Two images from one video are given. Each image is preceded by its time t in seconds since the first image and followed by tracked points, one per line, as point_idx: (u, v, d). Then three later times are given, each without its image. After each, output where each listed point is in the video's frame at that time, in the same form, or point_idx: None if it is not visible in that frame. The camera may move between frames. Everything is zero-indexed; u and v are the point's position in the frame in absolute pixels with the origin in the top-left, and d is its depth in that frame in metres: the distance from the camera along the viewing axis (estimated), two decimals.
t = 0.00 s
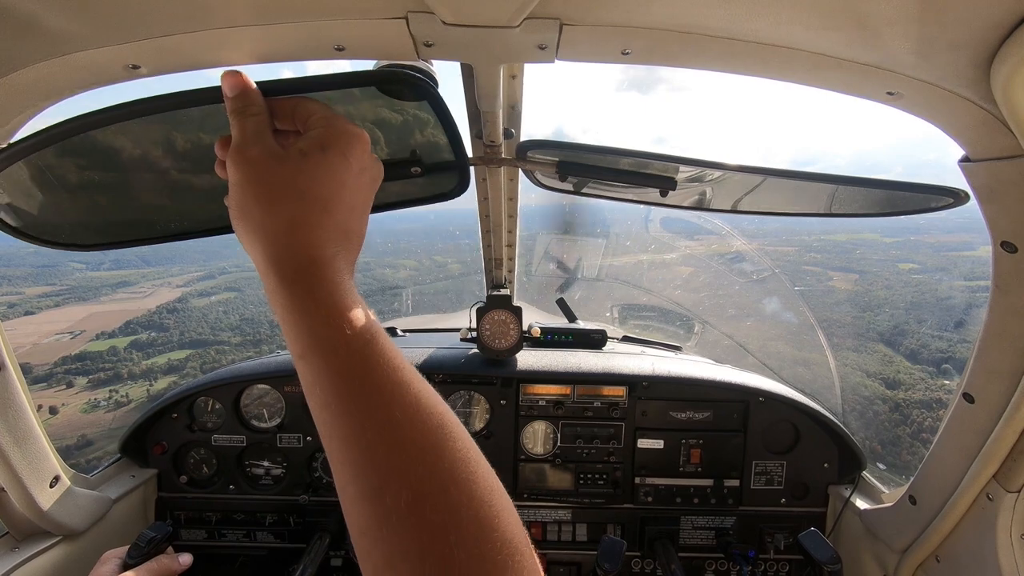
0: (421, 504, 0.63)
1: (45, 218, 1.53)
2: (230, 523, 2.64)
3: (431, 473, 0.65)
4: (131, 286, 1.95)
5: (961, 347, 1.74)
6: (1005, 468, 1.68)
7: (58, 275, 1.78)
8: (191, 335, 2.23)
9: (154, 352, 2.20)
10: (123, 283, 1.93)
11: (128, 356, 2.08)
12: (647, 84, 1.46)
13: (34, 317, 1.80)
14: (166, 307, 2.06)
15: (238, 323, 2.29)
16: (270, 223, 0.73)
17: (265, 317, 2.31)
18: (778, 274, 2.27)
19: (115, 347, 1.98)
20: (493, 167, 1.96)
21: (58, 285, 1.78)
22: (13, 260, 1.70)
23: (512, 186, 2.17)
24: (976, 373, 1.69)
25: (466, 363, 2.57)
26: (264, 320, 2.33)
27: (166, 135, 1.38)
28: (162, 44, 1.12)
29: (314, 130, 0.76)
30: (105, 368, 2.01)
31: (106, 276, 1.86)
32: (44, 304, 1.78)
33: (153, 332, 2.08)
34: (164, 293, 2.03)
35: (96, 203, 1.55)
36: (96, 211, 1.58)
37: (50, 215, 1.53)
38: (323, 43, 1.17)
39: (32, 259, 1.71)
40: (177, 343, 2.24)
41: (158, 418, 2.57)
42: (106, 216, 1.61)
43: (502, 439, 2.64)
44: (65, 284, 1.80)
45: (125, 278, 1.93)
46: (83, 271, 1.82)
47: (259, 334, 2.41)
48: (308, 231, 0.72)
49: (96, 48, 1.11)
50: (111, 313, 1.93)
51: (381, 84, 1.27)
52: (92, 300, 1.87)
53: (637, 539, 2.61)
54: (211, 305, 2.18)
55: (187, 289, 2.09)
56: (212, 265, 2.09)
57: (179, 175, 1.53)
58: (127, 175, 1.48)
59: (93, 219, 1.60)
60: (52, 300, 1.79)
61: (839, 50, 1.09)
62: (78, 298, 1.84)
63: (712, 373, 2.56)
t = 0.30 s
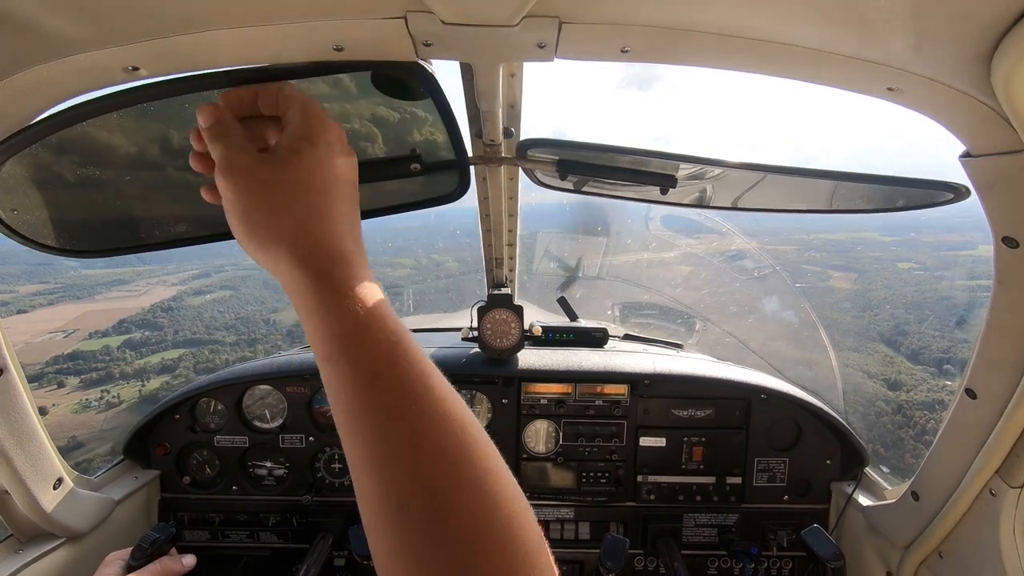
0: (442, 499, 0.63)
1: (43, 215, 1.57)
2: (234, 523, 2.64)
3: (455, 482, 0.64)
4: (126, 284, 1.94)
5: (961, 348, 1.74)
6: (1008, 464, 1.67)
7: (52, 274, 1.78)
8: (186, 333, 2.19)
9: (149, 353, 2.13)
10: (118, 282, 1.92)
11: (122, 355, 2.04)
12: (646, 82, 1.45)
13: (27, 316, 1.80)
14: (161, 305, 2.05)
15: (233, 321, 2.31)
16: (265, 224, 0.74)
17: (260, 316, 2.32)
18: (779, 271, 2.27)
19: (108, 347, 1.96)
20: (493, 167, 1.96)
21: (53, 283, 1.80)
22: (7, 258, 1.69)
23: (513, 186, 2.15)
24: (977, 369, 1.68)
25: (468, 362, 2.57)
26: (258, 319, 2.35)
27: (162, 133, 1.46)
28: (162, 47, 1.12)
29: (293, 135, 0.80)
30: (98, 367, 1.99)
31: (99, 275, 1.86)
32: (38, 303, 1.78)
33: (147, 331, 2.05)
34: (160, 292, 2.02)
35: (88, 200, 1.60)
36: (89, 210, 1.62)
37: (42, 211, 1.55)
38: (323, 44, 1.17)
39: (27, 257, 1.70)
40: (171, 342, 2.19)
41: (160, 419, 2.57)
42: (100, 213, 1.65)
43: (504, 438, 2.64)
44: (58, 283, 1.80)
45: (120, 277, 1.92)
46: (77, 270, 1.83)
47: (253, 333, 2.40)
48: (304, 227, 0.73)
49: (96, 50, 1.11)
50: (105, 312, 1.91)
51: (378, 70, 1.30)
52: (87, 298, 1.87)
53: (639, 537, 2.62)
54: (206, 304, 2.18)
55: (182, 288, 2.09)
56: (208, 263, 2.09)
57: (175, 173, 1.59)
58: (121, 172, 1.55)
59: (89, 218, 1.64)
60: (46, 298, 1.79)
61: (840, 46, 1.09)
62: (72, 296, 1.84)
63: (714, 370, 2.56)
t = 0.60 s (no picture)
0: None
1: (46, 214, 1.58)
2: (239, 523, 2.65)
3: None
4: (121, 280, 1.99)
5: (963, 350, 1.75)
6: (1014, 460, 1.67)
7: (47, 271, 1.81)
8: (180, 331, 2.15)
9: (141, 351, 2.04)
10: (112, 279, 1.97)
11: (115, 355, 1.96)
12: (647, 79, 1.45)
13: (17, 313, 1.76)
14: (155, 303, 2.04)
15: (227, 320, 2.26)
16: None
17: (255, 314, 2.31)
18: (782, 269, 2.28)
19: (100, 346, 1.90)
20: (494, 166, 1.95)
21: (46, 279, 1.80)
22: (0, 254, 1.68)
23: (513, 184, 2.13)
24: (982, 366, 1.67)
25: (470, 362, 2.56)
26: (252, 317, 2.32)
27: (158, 130, 1.44)
28: (164, 48, 1.12)
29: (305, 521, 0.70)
30: (88, 366, 1.91)
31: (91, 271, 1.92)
32: (30, 301, 1.76)
33: (140, 329, 2.00)
34: (154, 289, 2.04)
35: (87, 198, 1.61)
36: (87, 209, 1.65)
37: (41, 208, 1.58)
38: (325, 44, 1.17)
39: (21, 254, 1.72)
40: (164, 340, 2.13)
41: (164, 420, 2.58)
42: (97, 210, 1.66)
43: (508, 437, 2.64)
44: (50, 279, 1.81)
45: (114, 273, 1.98)
46: (71, 266, 1.88)
47: (247, 332, 2.35)
48: None
49: (98, 51, 1.11)
50: (98, 310, 1.87)
51: (382, 70, 1.30)
52: (80, 295, 1.86)
53: (643, 535, 2.62)
54: (201, 302, 2.17)
55: (177, 285, 2.10)
56: (203, 260, 2.13)
57: (172, 171, 1.59)
58: (118, 170, 1.54)
59: (87, 216, 1.68)
60: (38, 295, 1.76)
61: (842, 41, 1.09)
62: (65, 293, 1.83)
63: (718, 368, 2.55)
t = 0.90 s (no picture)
0: None
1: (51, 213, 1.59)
2: (241, 520, 2.66)
3: None
4: (113, 278, 2.00)
5: (963, 353, 1.75)
6: (1018, 460, 1.66)
7: (39, 268, 1.76)
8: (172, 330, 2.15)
9: (132, 349, 2.02)
10: (105, 277, 1.98)
11: (107, 352, 1.93)
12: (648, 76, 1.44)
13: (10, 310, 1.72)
14: (147, 301, 2.06)
15: (221, 319, 2.26)
16: None
17: (249, 312, 2.34)
18: (785, 268, 2.27)
19: (92, 343, 1.88)
20: (497, 164, 1.94)
21: (40, 276, 1.76)
22: None
23: (516, 183, 2.14)
24: (985, 365, 1.67)
25: (471, 361, 2.54)
26: (246, 316, 2.34)
27: (156, 127, 1.44)
28: (167, 47, 1.13)
29: None
30: (78, 364, 1.90)
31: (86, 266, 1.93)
32: (20, 297, 1.71)
33: (132, 327, 2.01)
34: (147, 286, 2.07)
35: (83, 194, 1.61)
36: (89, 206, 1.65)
37: (42, 203, 1.58)
38: (327, 43, 1.17)
39: (14, 251, 1.69)
40: (156, 339, 2.12)
41: (167, 418, 2.59)
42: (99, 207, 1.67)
43: (510, 436, 2.65)
44: (43, 276, 1.76)
45: (106, 271, 1.99)
46: (64, 264, 1.87)
47: (240, 332, 2.34)
48: None
49: (102, 50, 1.12)
50: (89, 307, 1.86)
51: (384, 68, 1.31)
52: (70, 293, 1.84)
53: (645, 534, 2.62)
54: (195, 300, 2.20)
55: (170, 283, 2.12)
56: (198, 258, 2.14)
57: (168, 167, 1.59)
58: (114, 166, 1.53)
59: (83, 212, 1.68)
60: (30, 292, 1.73)
61: (845, 40, 1.08)
62: (57, 290, 1.80)
63: (720, 368, 2.55)
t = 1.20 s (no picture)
0: None
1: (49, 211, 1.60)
2: (243, 521, 2.66)
3: None
4: (106, 275, 2.00)
5: (963, 356, 1.76)
6: (1021, 458, 1.65)
7: (31, 264, 1.74)
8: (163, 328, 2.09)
9: (122, 348, 1.99)
10: (98, 273, 1.98)
11: (97, 351, 1.91)
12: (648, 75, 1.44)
13: None
14: (137, 299, 2.01)
15: (214, 318, 2.25)
16: None
17: (241, 311, 2.32)
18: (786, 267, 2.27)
19: (81, 341, 1.86)
20: (497, 164, 1.94)
21: (32, 272, 1.75)
22: None
23: (516, 183, 2.14)
24: (988, 364, 1.66)
25: (473, 362, 2.55)
26: (240, 315, 2.32)
27: (155, 127, 1.44)
28: (168, 48, 1.13)
29: None
30: (66, 363, 1.88)
31: (77, 265, 1.91)
32: (11, 294, 1.72)
33: (123, 325, 1.99)
34: (139, 284, 2.04)
35: (78, 190, 1.59)
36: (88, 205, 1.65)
37: (39, 201, 1.58)
38: (327, 44, 1.17)
39: (5, 246, 1.68)
40: (147, 337, 2.08)
41: (169, 418, 2.59)
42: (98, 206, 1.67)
43: (511, 436, 2.65)
44: (35, 273, 1.74)
45: (99, 267, 1.98)
46: (55, 260, 1.86)
47: (234, 334, 2.33)
48: None
49: (103, 52, 1.12)
50: (81, 303, 1.87)
51: (384, 68, 1.31)
52: (61, 290, 1.84)
53: (647, 534, 2.62)
54: (187, 298, 2.16)
55: (162, 280, 2.10)
56: (190, 256, 2.13)
57: (163, 164, 1.58)
58: (108, 162, 1.52)
59: (77, 207, 1.66)
60: (22, 289, 1.73)
61: (845, 38, 1.08)
62: (48, 286, 1.79)
63: (721, 366, 2.54)
